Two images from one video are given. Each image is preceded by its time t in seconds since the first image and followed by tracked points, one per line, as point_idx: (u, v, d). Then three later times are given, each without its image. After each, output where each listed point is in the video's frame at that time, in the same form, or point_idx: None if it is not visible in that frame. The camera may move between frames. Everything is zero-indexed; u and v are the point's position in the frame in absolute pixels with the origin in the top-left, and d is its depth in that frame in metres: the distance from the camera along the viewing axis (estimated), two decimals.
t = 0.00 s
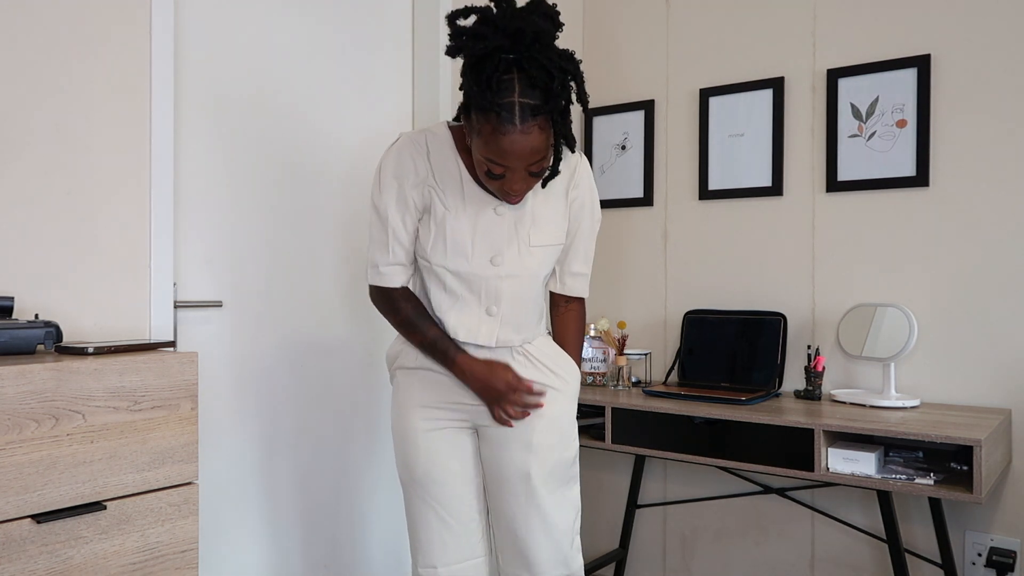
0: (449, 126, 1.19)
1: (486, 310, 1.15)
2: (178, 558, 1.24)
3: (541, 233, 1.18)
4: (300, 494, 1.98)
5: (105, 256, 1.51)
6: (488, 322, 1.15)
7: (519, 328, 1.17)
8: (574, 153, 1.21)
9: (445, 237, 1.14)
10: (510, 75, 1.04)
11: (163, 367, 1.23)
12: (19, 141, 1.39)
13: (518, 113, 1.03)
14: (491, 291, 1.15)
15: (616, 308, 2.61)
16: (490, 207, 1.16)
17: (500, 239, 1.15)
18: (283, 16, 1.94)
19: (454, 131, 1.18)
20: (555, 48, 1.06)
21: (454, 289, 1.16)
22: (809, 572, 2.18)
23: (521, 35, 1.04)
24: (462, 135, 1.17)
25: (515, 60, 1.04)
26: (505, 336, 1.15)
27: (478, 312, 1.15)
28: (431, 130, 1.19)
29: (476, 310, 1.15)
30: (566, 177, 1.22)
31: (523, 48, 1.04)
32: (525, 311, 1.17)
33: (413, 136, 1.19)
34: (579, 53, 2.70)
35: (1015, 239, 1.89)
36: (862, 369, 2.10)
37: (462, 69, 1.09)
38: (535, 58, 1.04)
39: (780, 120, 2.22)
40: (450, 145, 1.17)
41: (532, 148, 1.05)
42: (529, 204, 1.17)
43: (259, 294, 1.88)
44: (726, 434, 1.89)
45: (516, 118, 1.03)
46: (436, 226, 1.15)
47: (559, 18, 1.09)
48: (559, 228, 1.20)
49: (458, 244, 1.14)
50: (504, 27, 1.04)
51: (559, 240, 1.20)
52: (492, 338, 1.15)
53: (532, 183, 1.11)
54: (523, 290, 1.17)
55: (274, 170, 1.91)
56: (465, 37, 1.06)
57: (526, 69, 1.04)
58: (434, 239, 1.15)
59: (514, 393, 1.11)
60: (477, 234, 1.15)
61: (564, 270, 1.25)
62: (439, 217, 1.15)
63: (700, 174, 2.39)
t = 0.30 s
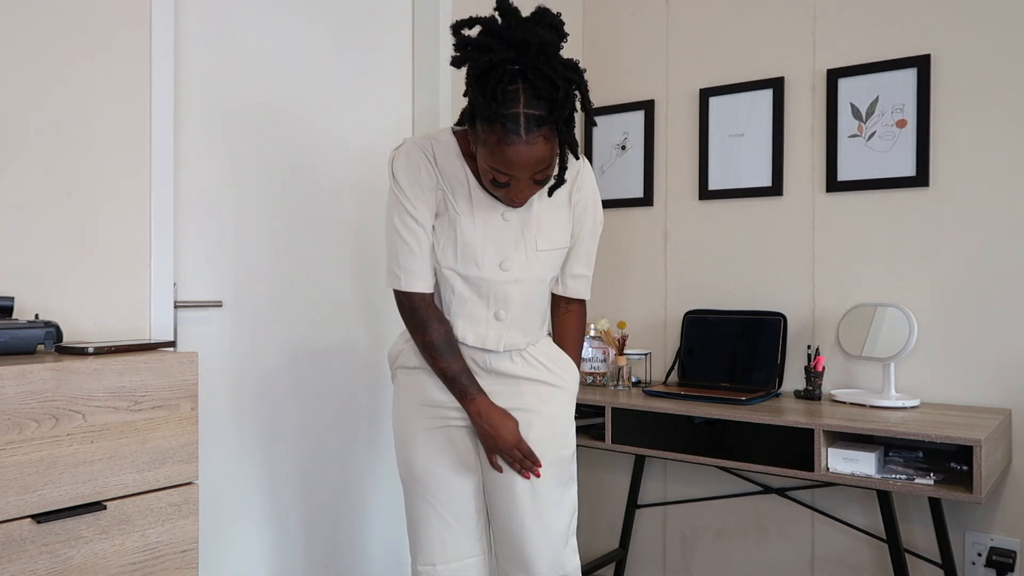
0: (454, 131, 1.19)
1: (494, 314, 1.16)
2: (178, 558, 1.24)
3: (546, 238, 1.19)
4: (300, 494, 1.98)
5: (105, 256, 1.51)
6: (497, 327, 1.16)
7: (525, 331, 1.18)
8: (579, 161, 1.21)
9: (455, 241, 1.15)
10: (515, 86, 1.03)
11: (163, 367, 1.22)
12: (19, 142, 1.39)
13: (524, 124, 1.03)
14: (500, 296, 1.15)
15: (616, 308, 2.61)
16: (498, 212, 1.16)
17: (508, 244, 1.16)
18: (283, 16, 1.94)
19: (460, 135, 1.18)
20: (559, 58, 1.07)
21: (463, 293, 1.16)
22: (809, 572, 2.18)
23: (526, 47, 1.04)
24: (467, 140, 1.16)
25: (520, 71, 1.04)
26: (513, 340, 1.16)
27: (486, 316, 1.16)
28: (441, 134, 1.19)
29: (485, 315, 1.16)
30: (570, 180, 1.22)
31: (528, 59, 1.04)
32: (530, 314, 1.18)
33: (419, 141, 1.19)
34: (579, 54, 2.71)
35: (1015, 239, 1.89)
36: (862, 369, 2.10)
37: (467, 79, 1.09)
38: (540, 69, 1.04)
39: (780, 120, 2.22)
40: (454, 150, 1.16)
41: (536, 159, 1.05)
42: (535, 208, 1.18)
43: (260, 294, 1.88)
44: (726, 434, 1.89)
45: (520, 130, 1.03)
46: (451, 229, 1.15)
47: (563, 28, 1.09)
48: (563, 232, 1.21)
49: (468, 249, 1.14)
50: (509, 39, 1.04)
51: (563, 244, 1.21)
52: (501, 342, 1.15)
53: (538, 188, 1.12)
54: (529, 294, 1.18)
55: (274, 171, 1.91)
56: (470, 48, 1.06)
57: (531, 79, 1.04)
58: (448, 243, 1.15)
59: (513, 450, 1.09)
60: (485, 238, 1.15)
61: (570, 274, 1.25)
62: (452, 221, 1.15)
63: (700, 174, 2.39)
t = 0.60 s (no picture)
0: (454, 133, 1.19)
1: (499, 316, 1.16)
2: (178, 558, 1.24)
3: (548, 239, 1.19)
4: (300, 494, 1.98)
5: (105, 256, 1.51)
6: (501, 329, 1.16)
7: (529, 332, 1.18)
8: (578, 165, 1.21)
9: (458, 243, 1.15)
10: (516, 91, 1.03)
11: (163, 367, 1.23)
12: (19, 141, 1.39)
13: (524, 129, 1.03)
14: (505, 298, 1.16)
15: (616, 308, 2.61)
16: (500, 215, 1.16)
17: (511, 246, 1.16)
18: (283, 16, 1.94)
19: (459, 138, 1.17)
20: (559, 63, 1.07)
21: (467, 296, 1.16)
22: (809, 572, 2.18)
23: (526, 52, 1.04)
24: (467, 143, 1.16)
25: (520, 76, 1.04)
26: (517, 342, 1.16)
27: (491, 318, 1.16)
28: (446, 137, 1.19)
29: (489, 317, 1.16)
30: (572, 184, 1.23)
31: (528, 65, 1.04)
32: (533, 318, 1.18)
33: (420, 144, 1.19)
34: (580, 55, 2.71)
35: (1015, 239, 1.89)
36: (862, 369, 2.10)
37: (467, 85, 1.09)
38: (540, 74, 1.04)
39: (780, 120, 2.22)
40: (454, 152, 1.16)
41: (536, 163, 1.05)
42: (537, 212, 1.18)
43: (260, 295, 1.89)
44: (727, 435, 1.89)
45: (521, 135, 1.03)
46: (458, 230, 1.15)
47: (563, 33, 1.09)
48: (564, 235, 1.22)
49: (474, 251, 1.14)
50: (509, 44, 1.04)
51: (565, 245, 1.22)
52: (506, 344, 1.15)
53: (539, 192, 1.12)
54: (531, 296, 1.18)
55: (274, 171, 1.91)
56: (471, 53, 1.07)
57: (531, 85, 1.04)
58: (453, 246, 1.15)
59: (513, 454, 1.09)
60: (488, 240, 1.15)
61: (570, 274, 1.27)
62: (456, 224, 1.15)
63: (700, 174, 2.39)
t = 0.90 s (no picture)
0: (447, 135, 1.19)
1: (506, 311, 1.16)
2: (178, 558, 1.24)
3: (548, 229, 1.21)
4: (300, 493, 1.98)
5: (105, 256, 1.51)
6: (510, 322, 1.16)
7: (536, 323, 1.19)
8: (572, 160, 1.22)
9: (459, 244, 1.14)
10: (508, 90, 1.03)
11: (163, 367, 1.22)
12: (19, 141, 1.39)
13: (518, 128, 1.03)
14: (510, 292, 1.16)
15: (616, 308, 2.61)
16: (500, 213, 1.16)
17: (515, 241, 1.17)
18: (283, 16, 1.93)
19: (453, 139, 1.17)
20: (551, 61, 1.07)
21: (473, 294, 1.15)
22: (809, 572, 2.18)
23: (517, 51, 1.04)
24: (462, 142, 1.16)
25: (512, 75, 1.04)
26: (525, 333, 1.17)
27: (499, 313, 1.16)
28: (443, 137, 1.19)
29: (498, 312, 1.16)
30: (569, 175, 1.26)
31: (520, 64, 1.04)
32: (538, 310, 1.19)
33: (413, 150, 1.19)
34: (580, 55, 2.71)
35: (1016, 239, 1.89)
36: (862, 369, 2.10)
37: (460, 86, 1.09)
38: (532, 73, 1.04)
39: (780, 120, 2.22)
40: (449, 154, 1.16)
41: (531, 160, 1.05)
42: (535, 208, 1.19)
43: (260, 295, 1.88)
44: (728, 434, 1.89)
45: (515, 132, 1.03)
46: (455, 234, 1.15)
47: (553, 30, 1.10)
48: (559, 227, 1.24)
49: (478, 249, 1.14)
50: (499, 44, 1.05)
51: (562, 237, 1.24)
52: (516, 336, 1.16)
53: (534, 189, 1.12)
54: (535, 289, 1.19)
55: (274, 171, 1.91)
56: (462, 54, 1.07)
57: (523, 83, 1.04)
58: (454, 247, 1.15)
59: (495, 475, 1.09)
60: (491, 237, 1.15)
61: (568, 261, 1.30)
62: (454, 227, 1.15)
63: (700, 174, 2.39)
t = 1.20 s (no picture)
0: (446, 135, 1.19)
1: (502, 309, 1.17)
2: (178, 558, 1.24)
3: (547, 227, 1.21)
4: (301, 494, 1.98)
5: (105, 256, 1.51)
6: (505, 321, 1.17)
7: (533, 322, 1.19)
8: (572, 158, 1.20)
9: (452, 243, 1.15)
10: (507, 89, 1.03)
11: (163, 367, 1.22)
12: (19, 141, 1.39)
13: (518, 127, 1.03)
14: (506, 291, 1.16)
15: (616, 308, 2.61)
16: (497, 212, 1.16)
17: (512, 239, 1.17)
18: (283, 17, 1.94)
19: (454, 141, 1.18)
20: (550, 59, 1.07)
21: (467, 293, 1.16)
22: (809, 572, 2.18)
23: (516, 50, 1.04)
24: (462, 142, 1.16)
25: (511, 74, 1.04)
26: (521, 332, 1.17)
27: (495, 312, 1.16)
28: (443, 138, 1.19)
29: (493, 310, 1.16)
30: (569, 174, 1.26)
31: (519, 62, 1.04)
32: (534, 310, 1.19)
33: (411, 147, 1.18)
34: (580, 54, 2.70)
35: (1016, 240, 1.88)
36: (862, 369, 2.10)
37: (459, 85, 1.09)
38: (531, 71, 1.04)
39: (780, 120, 2.22)
40: (449, 153, 1.17)
41: (532, 158, 1.05)
42: (532, 209, 1.19)
43: (259, 296, 1.88)
44: (727, 434, 1.89)
45: (515, 131, 1.03)
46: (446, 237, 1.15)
47: (551, 29, 1.10)
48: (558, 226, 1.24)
49: (473, 248, 1.15)
50: (498, 42, 1.05)
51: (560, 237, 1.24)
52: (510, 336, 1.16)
53: (535, 189, 1.12)
54: (532, 288, 1.19)
55: (274, 172, 1.91)
56: (461, 53, 1.07)
57: (523, 81, 1.04)
58: (449, 247, 1.15)
59: (510, 396, 1.11)
60: (488, 236, 1.15)
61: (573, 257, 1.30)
62: (445, 229, 1.15)
63: (700, 174, 2.39)
